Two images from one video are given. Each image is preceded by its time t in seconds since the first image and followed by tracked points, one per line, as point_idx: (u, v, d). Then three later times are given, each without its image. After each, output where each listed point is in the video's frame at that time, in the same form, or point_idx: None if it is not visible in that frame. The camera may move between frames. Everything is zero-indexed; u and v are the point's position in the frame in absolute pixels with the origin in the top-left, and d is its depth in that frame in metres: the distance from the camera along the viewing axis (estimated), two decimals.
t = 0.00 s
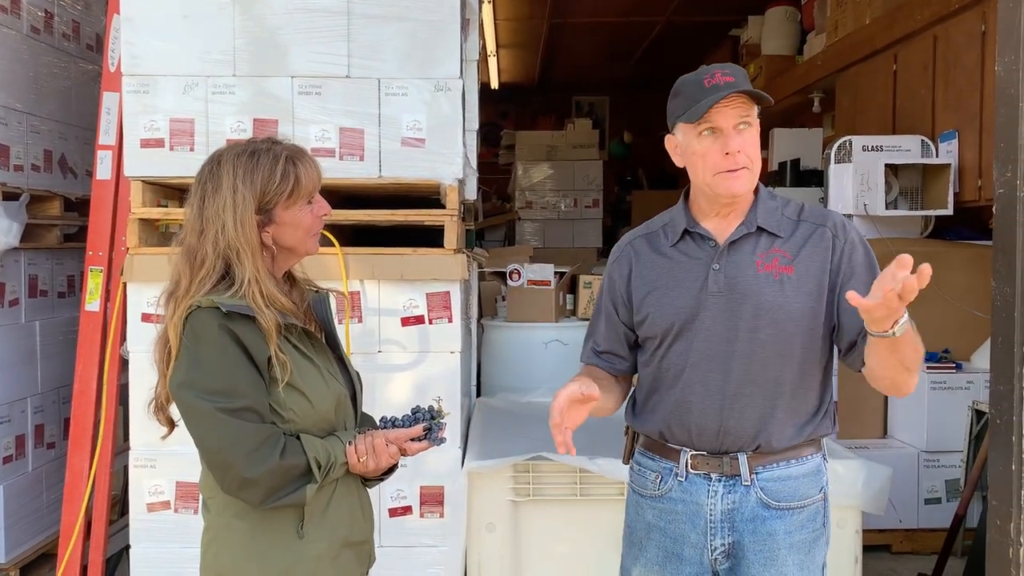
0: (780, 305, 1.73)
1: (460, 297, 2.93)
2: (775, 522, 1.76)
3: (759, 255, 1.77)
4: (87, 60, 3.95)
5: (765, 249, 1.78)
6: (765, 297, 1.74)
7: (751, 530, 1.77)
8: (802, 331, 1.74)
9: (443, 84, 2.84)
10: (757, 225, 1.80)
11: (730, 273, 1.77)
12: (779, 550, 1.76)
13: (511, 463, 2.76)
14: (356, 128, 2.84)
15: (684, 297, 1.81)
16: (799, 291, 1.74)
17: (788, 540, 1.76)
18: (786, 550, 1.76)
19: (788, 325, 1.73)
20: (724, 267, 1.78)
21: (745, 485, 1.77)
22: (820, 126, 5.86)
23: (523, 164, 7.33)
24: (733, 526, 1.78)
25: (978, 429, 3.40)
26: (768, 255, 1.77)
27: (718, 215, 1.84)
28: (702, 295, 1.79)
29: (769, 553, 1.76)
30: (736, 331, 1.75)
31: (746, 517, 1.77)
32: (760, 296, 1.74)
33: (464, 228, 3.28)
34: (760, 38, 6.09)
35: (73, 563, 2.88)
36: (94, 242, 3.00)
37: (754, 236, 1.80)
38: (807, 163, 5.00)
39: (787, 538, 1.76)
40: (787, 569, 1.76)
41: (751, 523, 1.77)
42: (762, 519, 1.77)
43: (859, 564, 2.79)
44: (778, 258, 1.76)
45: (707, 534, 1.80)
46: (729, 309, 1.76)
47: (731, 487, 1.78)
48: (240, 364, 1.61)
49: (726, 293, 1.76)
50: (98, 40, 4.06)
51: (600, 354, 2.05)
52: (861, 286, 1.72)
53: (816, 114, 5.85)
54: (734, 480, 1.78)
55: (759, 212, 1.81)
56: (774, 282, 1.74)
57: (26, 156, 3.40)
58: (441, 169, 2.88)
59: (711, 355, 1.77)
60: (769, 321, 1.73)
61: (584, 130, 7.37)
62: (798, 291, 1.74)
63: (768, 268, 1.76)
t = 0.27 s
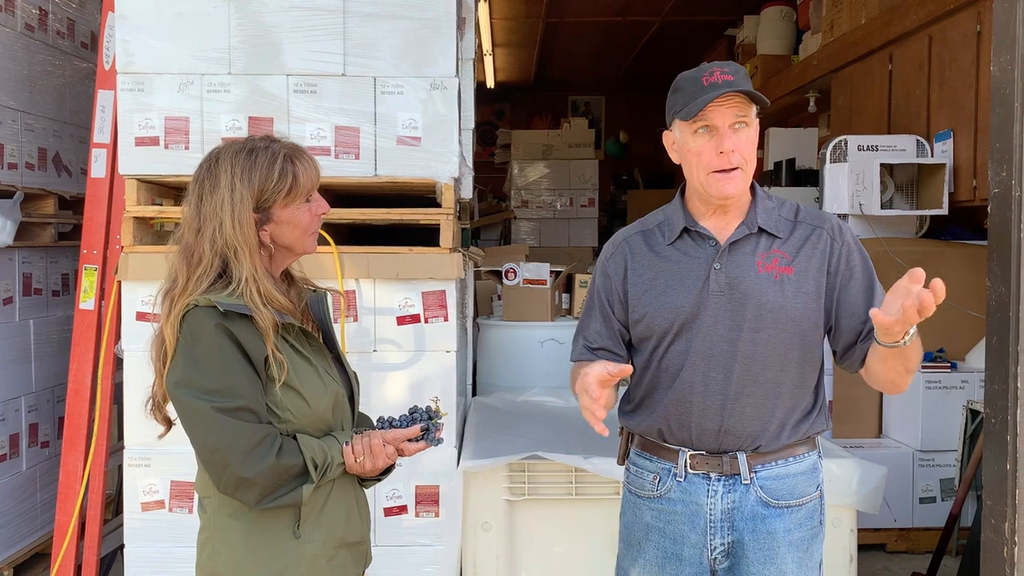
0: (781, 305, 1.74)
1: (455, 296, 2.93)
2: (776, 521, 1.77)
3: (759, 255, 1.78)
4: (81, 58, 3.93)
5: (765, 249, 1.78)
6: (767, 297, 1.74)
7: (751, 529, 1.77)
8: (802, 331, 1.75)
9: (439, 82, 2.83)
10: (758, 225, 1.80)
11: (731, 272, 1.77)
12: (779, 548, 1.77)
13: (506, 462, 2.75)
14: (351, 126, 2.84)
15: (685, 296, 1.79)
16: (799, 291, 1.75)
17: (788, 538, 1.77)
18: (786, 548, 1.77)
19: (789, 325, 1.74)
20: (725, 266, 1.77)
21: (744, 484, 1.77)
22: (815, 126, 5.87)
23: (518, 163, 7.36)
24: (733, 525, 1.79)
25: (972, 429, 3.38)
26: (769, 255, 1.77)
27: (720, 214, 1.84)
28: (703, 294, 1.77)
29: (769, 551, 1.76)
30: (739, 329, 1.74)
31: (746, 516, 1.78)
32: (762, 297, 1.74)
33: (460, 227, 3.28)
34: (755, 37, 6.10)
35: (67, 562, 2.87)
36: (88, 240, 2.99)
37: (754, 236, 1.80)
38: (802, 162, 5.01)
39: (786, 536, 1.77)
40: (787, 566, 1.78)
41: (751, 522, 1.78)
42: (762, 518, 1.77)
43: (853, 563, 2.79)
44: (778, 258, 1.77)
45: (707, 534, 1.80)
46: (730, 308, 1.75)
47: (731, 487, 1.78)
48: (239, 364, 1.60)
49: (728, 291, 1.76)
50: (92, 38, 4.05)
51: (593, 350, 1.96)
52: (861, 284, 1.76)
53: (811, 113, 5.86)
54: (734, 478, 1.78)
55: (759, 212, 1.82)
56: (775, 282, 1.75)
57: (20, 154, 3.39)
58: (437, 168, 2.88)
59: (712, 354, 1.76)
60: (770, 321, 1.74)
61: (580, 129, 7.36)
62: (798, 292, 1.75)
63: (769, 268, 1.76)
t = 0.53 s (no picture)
0: (775, 307, 1.73)
1: (452, 296, 2.92)
2: (767, 521, 1.76)
3: (757, 256, 1.76)
4: (76, 57, 3.92)
5: (763, 250, 1.77)
6: (761, 299, 1.74)
7: (742, 528, 1.76)
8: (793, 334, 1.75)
9: (435, 82, 2.83)
10: (756, 227, 1.79)
11: (727, 272, 1.76)
12: (770, 548, 1.76)
13: (502, 462, 2.75)
14: (347, 125, 2.83)
15: (680, 294, 1.80)
16: (793, 294, 1.75)
17: (779, 538, 1.77)
18: (778, 548, 1.76)
19: (782, 326, 1.74)
20: (721, 266, 1.77)
21: (736, 483, 1.76)
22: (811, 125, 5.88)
23: (514, 163, 7.37)
24: (724, 525, 1.78)
25: (967, 427, 3.40)
26: (766, 256, 1.76)
27: (717, 215, 1.84)
28: (697, 293, 1.78)
29: (760, 551, 1.76)
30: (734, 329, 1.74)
31: (737, 516, 1.76)
32: (756, 299, 1.74)
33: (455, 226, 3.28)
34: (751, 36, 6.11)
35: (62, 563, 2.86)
36: (83, 240, 2.99)
37: (752, 237, 1.79)
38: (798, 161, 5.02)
39: (778, 536, 1.77)
40: (778, 566, 1.77)
41: (742, 522, 1.76)
42: (753, 518, 1.76)
43: (849, 562, 2.79)
44: (775, 260, 1.76)
45: (698, 533, 1.79)
46: (724, 308, 1.76)
47: (723, 486, 1.77)
48: (236, 366, 1.60)
49: (721, 291, 1.76)
50: (87, 37, 4.04)
51: (594, 345, 1.98)
52: (845, 297, 1.78)
53: (807, 112, 5.87)
54: (726, 477, 1.77)
55: (760, 213, 1.80)
56: (771, 284, 1.74)
57: (15, 154, 3.38)
58: (433, 167, 2.87)
59: (704, 353, 1.77)
60: (764, 322, 1.74)
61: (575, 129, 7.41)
62: (793, 295, 1.75)
63: (765, 269, 1.75)
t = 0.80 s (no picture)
0: (765, 309, 1.71)
1: (450, 295, 2.92)
2: (758, 520, 1.75)
3: (746, 257, 1.74)
4: (73, 56, 3.92)
5: (754, 251, 1.74)
6: (748, 301, 1.72)
7: (733, 527, 1.76)
8: (783, 337, 1.73)
9: (433, 81, 2.83)
10: (747, 229, 1.76)
11: (715, 274, 1.76)
12: (761, 547, 1.75)
13: (501, 461, 2.75)
14: (346, 125, 2.83)
15: (670, 295, 1.81)
16: (783, 296, 1.71)
17: (771, 538, 1.75)
18: (769, 547, 1.75)
19: (770, 328, 1.72)
20: (709, 268, 1.77)
21: (728, 481, 1.76)
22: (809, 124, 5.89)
23: (513, 162, 7.37)
24: (716, 522, 1.78)
25: (966, 425, 3.40)
26: (757, 257, 1.74)
27: (710, 218, 1.82)
28: (686, 295, 1.79)
29: (751, 550, 1.74)
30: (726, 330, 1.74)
31: (728, 514, 1.76)
32: (744, 301, 1.72)
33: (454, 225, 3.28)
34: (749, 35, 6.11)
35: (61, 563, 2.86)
36: (81, 240, 2.98)
37: (743, 238, 1.77)
38: (796, 160, 5.02)
39: (769, 536, 1.75)
40: (769, 566, 1.75)
41: (734, 520, 1.76)
42: (744, 516, 1.75)
43: (848, 560, 2.79)
44: (766, 261, 1.73)
45: (690, 529, 1.80)
46: (710, 310, 1.75)
47: (714, 484, 1.78)
48: (237, 366, 1.60)
49: (708, 294, 1.75)
50: (85, 37, 4.03)
51: (597, 345, 2.07)
52: (840, 300, 1.73)
53: (805, 111, 5.88)
54: (717, 476, 1.77)
55: (753, 214, 1.77)
56: (759, 286, 1.72)
57: (12, 153, 3.37)
58: (431, 167, 2.87)
59: (692, 353, 1.78)
60: (751, 324, 1.72)
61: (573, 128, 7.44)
62: (782, 297, 1.71)
63: (754, 271, 1.73)
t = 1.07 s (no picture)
0: (752, 309, 1.70)
1: (450, 294, 2.92)
2: (756, 517, 1.75)
3: (730, 259, 1.73)
4: (73, 56, 3.92)
5: (738, 252, 1.73)
6: (735, 303, 1.71)
7: (731, 524, 1.76)
8: (772, 336, 1.72)
9: (433, 80, 2.83)
10: (731, 230, 1.74)
11: (701, 278, 1.75)
12: (759, 544, 1.74)
13: (500, 461, 2.75)
14: (345, 124, 2.83)
15: (659, 300, 1.82)
16: (770, 295, 1.70)
17: (768, 535, 1.75)
18: (767, 545, 1.75)
19: (759, 328, 1.71)
20: (695, 272, 1.76)
21: (725, 479, 1.76)
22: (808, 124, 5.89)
23: (512, 162, 7.37)
24: (714, 519, 1.78)
25: (964, 426, 3.45)
26: (741, 258, 1.72)
27: (695, 222, 1.81)
28: (674, 299, 1.79)
29: (748, 547, 1.74)
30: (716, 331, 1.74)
31: (726, 511, 1.77)
32: (730, 303, 1.71)
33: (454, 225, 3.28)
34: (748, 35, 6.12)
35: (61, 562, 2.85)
36: (80, 239, 2.98)
37: (727, 240, 1.75)
38: (796, 160, 5.03)
39: (767, 533, 1.75)
40: (767, 564, 1.75)
41: (731, 517, 1.76)
42: (742, 513, 1.76)
43: (848, 560, 2.80)
44: (751, 261, 1.71)
45: (688, 525, 1.81)
46: (698, 315, 1.75)
47: (712, 481, 1.78)
48: (237, 365, 1.60)
49: (695, 297, 1.76)
50: (84, 37, 4.03)
51: (593, 346, 2.11)
52: (831, 293, 1.69)
53: (804, 111, 5.89)
54: (715, 473, 1.78)
55: (736, 214, 1.76)
56: (744, 287, 1.71)
57: (12, 153, 3.38)
58: (431, 166, 2.87)
59: (683, 356, 1.78)
60: (739, 325, 1.71)
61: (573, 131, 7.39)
62: (769, 296, 1.70)
63: (740, 272, 1.72)
